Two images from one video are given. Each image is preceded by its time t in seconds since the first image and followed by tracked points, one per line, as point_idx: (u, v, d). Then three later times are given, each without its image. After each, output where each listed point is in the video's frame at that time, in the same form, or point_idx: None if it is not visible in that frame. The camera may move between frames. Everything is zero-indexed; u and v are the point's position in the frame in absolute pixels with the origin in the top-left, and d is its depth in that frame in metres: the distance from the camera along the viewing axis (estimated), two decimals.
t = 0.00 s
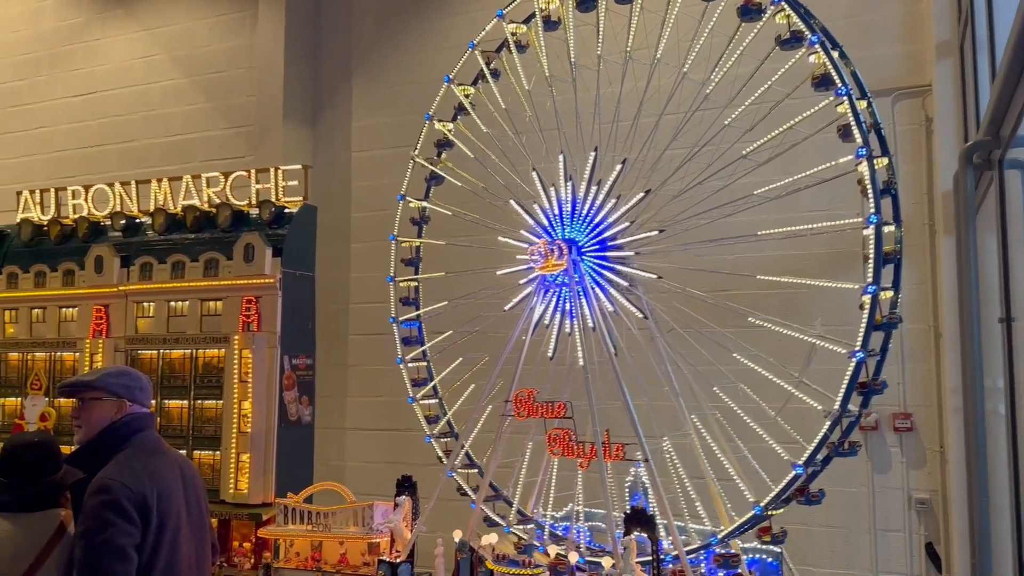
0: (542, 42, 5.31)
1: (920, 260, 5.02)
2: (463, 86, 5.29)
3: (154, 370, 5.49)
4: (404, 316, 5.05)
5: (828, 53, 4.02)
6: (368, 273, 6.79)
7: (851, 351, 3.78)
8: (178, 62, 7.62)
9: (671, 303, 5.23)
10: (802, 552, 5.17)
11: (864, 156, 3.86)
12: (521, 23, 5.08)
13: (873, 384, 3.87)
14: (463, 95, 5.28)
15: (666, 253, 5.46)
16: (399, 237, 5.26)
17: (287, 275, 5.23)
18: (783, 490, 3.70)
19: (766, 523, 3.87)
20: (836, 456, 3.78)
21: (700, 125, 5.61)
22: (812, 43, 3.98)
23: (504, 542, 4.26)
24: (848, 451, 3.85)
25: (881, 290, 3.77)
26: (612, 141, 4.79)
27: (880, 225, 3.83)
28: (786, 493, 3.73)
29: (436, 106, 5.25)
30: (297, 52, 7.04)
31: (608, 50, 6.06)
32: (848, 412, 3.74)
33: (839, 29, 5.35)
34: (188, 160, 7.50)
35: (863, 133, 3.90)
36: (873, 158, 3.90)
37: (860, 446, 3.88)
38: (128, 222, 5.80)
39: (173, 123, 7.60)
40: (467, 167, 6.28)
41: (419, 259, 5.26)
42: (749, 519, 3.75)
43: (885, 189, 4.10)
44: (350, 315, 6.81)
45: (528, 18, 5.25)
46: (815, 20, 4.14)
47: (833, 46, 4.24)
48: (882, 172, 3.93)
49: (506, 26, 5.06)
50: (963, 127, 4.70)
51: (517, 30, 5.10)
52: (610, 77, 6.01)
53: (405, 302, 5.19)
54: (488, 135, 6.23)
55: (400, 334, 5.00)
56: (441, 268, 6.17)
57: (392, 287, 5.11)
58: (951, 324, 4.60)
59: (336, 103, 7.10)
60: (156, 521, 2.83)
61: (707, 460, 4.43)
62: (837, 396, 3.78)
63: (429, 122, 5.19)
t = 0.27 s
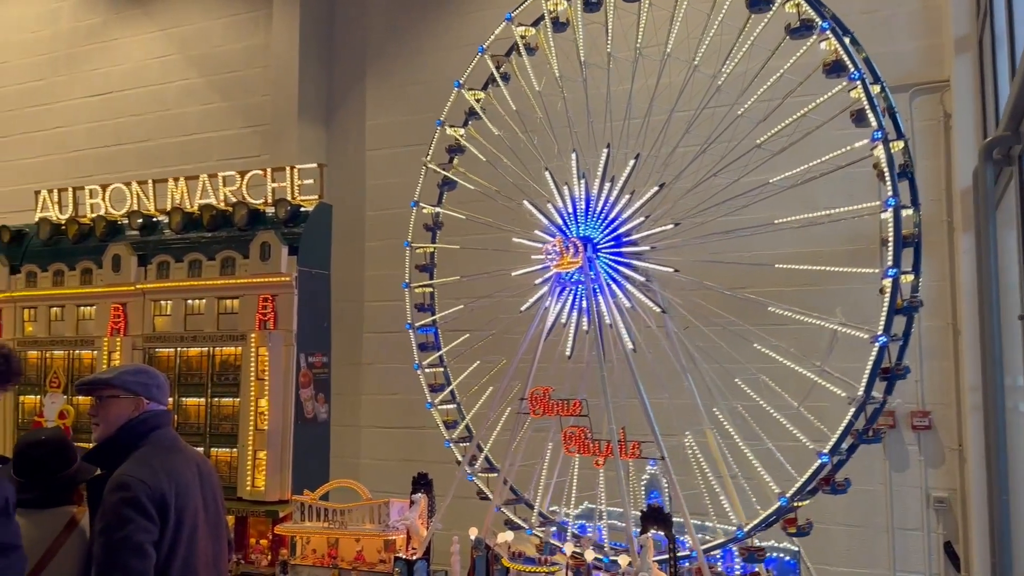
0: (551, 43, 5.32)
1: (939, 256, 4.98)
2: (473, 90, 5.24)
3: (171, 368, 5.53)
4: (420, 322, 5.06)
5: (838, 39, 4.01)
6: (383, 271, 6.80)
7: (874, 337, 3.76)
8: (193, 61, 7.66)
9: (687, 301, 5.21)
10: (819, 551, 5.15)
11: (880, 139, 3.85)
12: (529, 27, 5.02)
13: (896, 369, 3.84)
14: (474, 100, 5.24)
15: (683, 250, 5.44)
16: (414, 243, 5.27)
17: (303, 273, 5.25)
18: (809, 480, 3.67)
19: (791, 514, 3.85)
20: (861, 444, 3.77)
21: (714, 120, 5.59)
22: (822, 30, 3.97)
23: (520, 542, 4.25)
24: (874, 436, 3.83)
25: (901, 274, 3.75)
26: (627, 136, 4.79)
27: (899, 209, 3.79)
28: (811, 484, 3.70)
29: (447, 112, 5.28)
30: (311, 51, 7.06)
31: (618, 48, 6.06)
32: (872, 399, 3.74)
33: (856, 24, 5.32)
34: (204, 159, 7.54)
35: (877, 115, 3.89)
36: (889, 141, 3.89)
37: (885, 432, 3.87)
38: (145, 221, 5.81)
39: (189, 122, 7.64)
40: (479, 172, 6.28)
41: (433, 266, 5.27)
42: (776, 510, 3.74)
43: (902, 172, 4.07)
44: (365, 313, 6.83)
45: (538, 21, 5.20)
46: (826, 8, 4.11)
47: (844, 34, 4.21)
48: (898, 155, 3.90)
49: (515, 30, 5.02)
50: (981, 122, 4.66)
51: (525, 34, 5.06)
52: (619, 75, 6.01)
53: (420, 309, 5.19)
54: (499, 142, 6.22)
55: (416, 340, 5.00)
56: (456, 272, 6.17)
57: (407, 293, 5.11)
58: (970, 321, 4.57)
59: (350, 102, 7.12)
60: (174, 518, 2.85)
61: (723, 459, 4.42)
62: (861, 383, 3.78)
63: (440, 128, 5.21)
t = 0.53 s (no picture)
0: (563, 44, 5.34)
1: (959, 254, 4.93)
2: (485, 97, 5.34)
3: (190, 367, 5.56)
4: (437, 329, 5.09)
5: (851, 26, 4.00)
6: (399, 269, 6.82)
7: (896, 322, 3.75)
8: (210, 61, 7.71)
9: (704, 299, 5.20)
10: (837, 550, 5.12)
11: (896, 123, 3.84)
12: (539, 30, 5.12)
13: (918, 355, 3.81)
14: (486, 106, 5.32)
15: (699, 248, 5.42)
16: (430, 250, 5.28)
17: (320, 272, 5.27)
18: (837, 470, 3.66)
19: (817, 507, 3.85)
20: (886, 433, 3.77)
21: (728, 116, 5.58)
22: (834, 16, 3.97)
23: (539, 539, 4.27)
24: (899, 424, 3.82)
25: (922, 258, 3.72)
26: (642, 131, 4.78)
27: (918, 192, 3.77)
28: (837, 476, 3.70)
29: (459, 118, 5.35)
30: (327, 50, 7.08)
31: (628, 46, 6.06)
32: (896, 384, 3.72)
33: (874, 20, 5.28)
34: (220, 158, 7.59)
35: (891, 99, 3.88)
36: (905, 125, 3.88)
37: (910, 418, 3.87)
38: (164, 220, 5.88)
39: (207, 122, 7.69)
40: (493, 173, 6.28)
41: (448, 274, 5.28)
42: (803, 502, 3.73)
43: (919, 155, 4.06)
44: (381, 311, 6.86)
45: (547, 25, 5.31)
46: None
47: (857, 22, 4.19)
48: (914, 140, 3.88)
49: (524, 34, 5.11)
50: (1002, 118, 4.61)
51: (535, 37, 5.16)
52: (630, 74, 6.00)
53: (436, 315, 5.18)
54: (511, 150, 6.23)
55: (433, 346, 5.02)
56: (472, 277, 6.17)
57: (424, 299, 5.10)
58: (990, 318, 4.53)
59: (366, 101, 7.14)
60: (194, 515, 2.87)
61: (738, 458, 4.41)
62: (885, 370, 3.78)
63: (452, 135, 5.31)
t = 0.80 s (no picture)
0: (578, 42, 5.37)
1: (980, 252, 4.88)
2: (499, 102, 5.37)
3: (209, 365, 5.61)
4: (455, 335, 5.09)
5: (864, 13, 3.98)
6: (415, 268, 6.84)
7: (920, 307, 3.75)
8: (227, 61, 7.76)
9: (721, 297, 5.17)
10: (856, 550, 5.09)
11: (913, 107, 3.82)
12: (550, 34, 5.18)
13: (944, 340, 3.79)
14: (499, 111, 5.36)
15: (717, 246, 5.39)
16: (446, 257, 5.27)
17: (337, 270, 5.30)
18: (866, 458, 3.67)
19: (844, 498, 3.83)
20: (913, 420, 3.76)
21: (743, 113, 5.55)
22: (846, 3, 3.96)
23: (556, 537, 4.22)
24: (925, 412, 3.82)
25: (945, 241, 3.70)
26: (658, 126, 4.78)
27: (938, 174, 3.75)
28: (866, 466, 3.70)
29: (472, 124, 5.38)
30: (344, 49, 7.11)
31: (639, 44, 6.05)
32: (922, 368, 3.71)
33: (893, 15, 5.24)
34: (238, 158, 7.64)
35: (906, 82, 3.85)
36: (922, 109, 3.85)
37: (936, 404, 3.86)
38: (184, 220, 5.94)
39: (224, 121, 7.74)
40: (510, 172, 6.29)
41: (465, 281, 5.27)
42: (832, 494, 3.70)
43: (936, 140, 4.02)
44: (397, 310, 6.88)
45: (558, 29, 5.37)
46: None
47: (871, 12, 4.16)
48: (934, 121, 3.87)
49: (535, 38, 5.16)
50: None
51: (546, 41, 5.20)
52: (642, 73, 5.99)
53: (453, 322, 5.17)
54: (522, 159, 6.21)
55: (452, 353, 5.02)
56: (489, 280, 6.16)
57: (441, 305, 5.10)
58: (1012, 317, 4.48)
59: (382, 100, 7.17)
60: (212, 513, 2.90)
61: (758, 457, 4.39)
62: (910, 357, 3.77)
63: (466, 141, 5.35)
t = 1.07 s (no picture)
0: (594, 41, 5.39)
1: (1002, 250, 4.84)
2: (511, 107, 5.36)
3: (229, 362, 5.66)
4: (474, 341, 5.07)
5: None
6: (432, 266, 6.86)
7: (945, 291, 3.73)
8: (245, 61, 7.81)
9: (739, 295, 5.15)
10: (876, 549, 5.07)
11: (930, 91, 3.81)
12: (561, 39, 5.17)
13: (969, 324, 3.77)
14: (512, 116, 5.34)
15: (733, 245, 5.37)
16: (462, 264, 5.24)
17: (355, 269, 5.32)
18: (894, 446, 3.67)
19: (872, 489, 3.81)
20: (940, 407, 3.73)
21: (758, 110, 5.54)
22: None
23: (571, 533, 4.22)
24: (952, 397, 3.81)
25: (967, 224, 3.68)
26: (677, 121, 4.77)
27: (958, 157, 3.73)
28: (894, 455, 3.69)
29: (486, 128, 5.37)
30: (360, 49, 7.14)
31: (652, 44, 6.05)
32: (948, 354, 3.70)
33: (912, 11, 5.20)
34: (256, 157, 7.69)
35: (921, 66, 3.84)
36: (939, 92, 3.83)
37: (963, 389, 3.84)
38: (203, 218, 5.97)
39: (242, 121, 7.79)
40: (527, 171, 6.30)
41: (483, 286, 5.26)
42: (859, 484, 3.69)
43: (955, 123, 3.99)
44: (414, 308, 6.90)
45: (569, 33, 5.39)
46: None
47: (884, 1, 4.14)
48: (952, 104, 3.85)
49: (547, 42, 5.16)
50: None
51: (557, 45, 5.19)
52: (654, 73, 5.99)
53: (471, 328, 5.15)
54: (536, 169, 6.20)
55: (472, 359, 5.02)
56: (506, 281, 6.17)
57: (459, 312, 5.09)
58: None
59: (398, 99, 7.19)
60: (227, 510, 2.88)
61: (778, 454, 4.38)
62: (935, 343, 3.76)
63: (480, 147, 5.35)
